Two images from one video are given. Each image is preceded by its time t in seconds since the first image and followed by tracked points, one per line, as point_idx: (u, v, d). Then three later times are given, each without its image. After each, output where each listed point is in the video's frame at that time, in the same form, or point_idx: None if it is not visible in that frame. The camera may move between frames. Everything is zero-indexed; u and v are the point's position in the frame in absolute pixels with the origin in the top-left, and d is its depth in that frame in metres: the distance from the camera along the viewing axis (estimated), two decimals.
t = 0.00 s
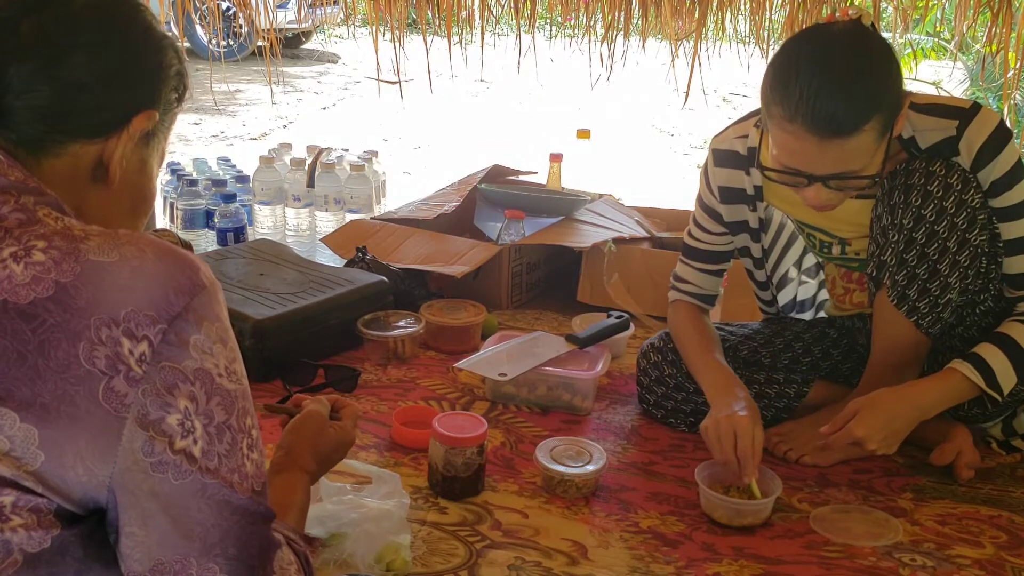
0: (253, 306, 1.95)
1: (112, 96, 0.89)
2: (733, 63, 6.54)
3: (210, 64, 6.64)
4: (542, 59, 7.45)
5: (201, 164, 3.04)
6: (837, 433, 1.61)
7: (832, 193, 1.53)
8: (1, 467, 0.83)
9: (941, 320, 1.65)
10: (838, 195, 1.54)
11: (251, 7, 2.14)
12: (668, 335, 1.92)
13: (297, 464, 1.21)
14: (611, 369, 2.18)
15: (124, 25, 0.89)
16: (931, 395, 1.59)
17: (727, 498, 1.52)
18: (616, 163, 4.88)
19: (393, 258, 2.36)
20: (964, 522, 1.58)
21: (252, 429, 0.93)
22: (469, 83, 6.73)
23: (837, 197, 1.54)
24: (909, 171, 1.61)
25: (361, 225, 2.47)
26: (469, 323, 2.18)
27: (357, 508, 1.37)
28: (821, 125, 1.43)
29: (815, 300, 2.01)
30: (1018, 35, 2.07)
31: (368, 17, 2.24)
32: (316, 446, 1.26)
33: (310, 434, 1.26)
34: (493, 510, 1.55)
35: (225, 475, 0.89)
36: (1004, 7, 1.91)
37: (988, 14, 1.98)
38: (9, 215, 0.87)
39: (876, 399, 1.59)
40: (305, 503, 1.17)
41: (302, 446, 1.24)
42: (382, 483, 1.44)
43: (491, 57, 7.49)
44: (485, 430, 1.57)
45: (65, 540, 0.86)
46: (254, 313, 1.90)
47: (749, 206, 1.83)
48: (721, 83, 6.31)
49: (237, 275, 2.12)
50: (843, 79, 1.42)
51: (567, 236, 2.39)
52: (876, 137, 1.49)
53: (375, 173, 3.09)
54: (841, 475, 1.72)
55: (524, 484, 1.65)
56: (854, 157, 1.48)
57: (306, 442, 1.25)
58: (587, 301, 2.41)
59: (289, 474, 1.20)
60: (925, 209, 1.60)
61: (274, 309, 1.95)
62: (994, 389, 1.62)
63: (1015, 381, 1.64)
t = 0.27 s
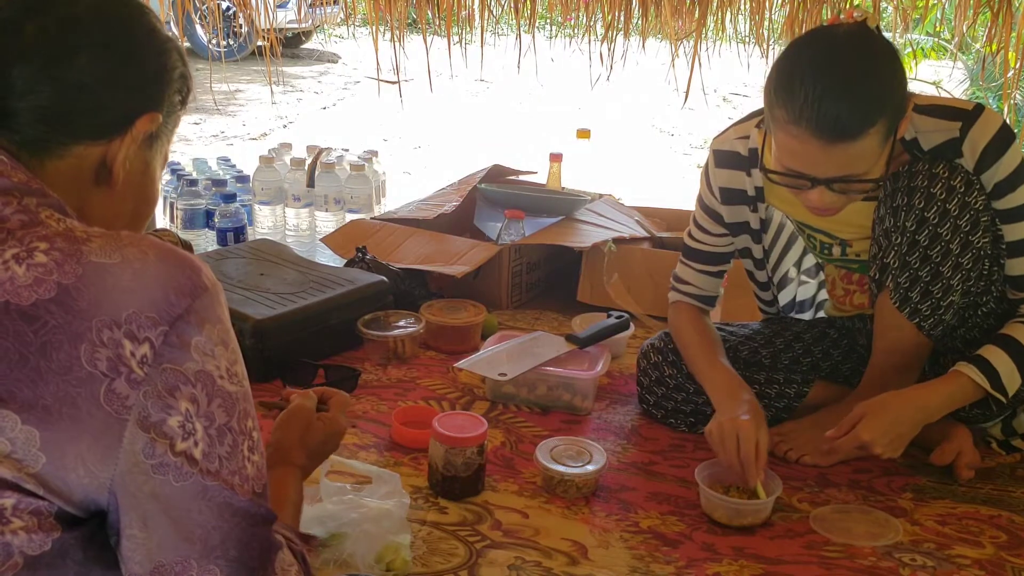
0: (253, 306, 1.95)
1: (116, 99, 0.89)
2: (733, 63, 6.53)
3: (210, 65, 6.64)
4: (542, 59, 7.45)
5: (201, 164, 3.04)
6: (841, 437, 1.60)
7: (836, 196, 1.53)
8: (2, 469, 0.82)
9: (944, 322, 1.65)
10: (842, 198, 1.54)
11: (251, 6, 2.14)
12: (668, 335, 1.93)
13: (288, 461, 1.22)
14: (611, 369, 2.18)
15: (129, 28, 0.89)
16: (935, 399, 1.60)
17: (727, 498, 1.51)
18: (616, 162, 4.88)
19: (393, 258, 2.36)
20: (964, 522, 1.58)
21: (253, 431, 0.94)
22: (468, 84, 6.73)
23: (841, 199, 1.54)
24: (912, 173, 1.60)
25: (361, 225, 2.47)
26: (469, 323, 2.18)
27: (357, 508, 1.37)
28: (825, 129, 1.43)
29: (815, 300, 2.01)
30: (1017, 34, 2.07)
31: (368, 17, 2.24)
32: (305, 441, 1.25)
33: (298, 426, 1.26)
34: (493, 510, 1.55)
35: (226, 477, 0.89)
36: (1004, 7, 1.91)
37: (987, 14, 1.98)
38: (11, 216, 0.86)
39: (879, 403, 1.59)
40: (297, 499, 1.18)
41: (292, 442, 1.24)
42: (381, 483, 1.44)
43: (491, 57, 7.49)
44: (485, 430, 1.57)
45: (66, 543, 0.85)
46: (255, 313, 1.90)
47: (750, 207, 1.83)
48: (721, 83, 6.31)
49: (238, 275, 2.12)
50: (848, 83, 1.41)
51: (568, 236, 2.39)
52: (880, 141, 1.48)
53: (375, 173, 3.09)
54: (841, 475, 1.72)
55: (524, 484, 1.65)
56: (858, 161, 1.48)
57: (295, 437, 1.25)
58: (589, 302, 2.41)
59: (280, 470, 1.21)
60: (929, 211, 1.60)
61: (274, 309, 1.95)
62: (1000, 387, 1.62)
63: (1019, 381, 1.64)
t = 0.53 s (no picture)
0: (253, 307, 1.95)
1: (116, 99, 0.90)
2: (733, 63, 6.53)
3: (210, 65, 6.64)
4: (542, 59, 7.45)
5: (202, 164, 3.04)
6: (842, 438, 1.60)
7: (833, 195, 1.53)
8: (1, 471, 0.83)
9: (944, 323, 1.64)
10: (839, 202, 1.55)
11: (251, 6, 2.14)
12: (668, 335, 1.93)
13: (283, 455, 1.23)
14: (611, 369, 2.18)
15: (130, 28, 0.89)
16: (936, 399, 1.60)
17: (727, 498, 1.52)
18: (616, 162, 4.88)
19: (393, 258, 2.36)
20: (964, 522, 1.58)
21: (252, 433, 0.94)
22: (468, 84, 6.73)
23: (838, 199, 1.54)
24: (911, 173, 1.61)
25: (361, 225, 2.47)
26: (469, 323, 2.18)
27: (357, 508, 1.37)
28: (822, 127, 1.43)
29: (814, 300, 2.02)
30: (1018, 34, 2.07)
31: (368, 17, 2.24)
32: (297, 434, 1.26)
33: (289, 419, 1.26)
34: (493, 510, 1.55)
35: (224, 479, 0.89)
36: (1004, 7, 1.91)
37: (988, 14, 1.98)
38: (11, 217, 0.87)
39: (880, 404, 1.59)
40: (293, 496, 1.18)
41: (283, 435, 1.24)
42: (381, 482, 1.43)
43: (491, 58, 7.49)
44: (485, 430, 1.57)
45: (64, 544, 0.86)
46: (255, 313, 1.91)
47: (750, 207, 1.83)
48: (721, 83, 6.31)
49: (238, 275, 2.12)
50: (847, 81, 1.41)
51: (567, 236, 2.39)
52: (878, 140, 1.48)
53: (375, 173, 3.09)
54: (841, 476, 1.72)
55: (524, 484, 1.65)
56: (856, 160, 1.48)
57: (286, 429, 1.25)
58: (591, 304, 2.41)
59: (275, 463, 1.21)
60: (928, 212, 1.60)
61: (274, 309, 1.95)
62: (999, 387, 1.62)
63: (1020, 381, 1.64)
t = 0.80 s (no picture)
0: (254, 307, 1.95)
1: (117, 99, 0.89)
2: (733, 63, 6.52)
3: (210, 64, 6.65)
4: (542, 59, 7.44)
5: (202, 164, 3.04)
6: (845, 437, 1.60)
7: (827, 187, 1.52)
8: (1, 472, 0.83)
9: (944, 322, 1.64)
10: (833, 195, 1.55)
11: (251, 7, 2.14)
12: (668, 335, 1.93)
13: (281, 450, 1.22)
14: (611, 369, 2.18)
15: (130, 29, 0.89)
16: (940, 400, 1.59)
17: (727, 498, 1.52)
18: (616, 162, 4.88)
19: (393, 258, 2.36)
20: (964, 522, 1.58)
21: (252, 434, 0.93)
22: (468, 84, 6.73)
23: (831, 192, 1.53)
24: (912, 173, 1.61)
25: (361, 225, 2.47)
26: (469, 323, 2.18)
27: (357, 508, 1.36)
28: (817, 111, 1.43)
29: (815, 300, 1.99)
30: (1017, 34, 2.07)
31: (368, 17, 2.24)
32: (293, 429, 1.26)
33: (283, 415, 1.26)
34: (493, 510, 1.55)
35: (225, 480, 0.89)
36: (1003, 7, 1.91)
37: (988, 14, 1.98)
38: (12, 217, 0.87)
39: (881, 404, 1.60)
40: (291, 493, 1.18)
41: (278, 429, 1.24)
42: (382, 482, 1.43)
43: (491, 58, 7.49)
44: (485, 430, 1.58)
45: (65, 545, 0.86)
46: (255, 313, 1.91)
47: (751, 207, 1.82)
48: (721, 83, 6.31)
49: (238, 275, 2.12)
50: (843, 66, 1.42)
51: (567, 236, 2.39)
52: (874, 131, 1.48)
53: (375, 173, 3.09)
54: (841, 476, 1.72)
55: (524, 484, 1.65)
56: (851, 150, 1.48)
57: (282, 424, 1.25)
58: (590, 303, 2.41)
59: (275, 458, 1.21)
60: (929, 211, 1.60)
61: (274, 309, 1.95)
62: (1001, 385, 1.62)
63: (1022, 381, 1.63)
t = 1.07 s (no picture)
0: (254, 307, 1.95)
1: (118, 99, 0.90)
2: (733, 63, 6.52)
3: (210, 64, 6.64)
4: (543, 59, 7.44)
5: (202, 164, 3.04)
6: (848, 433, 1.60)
7: (820, 164, 1.53)
8: (1, 473, 0.83)
9: (947, 320, 1.64)
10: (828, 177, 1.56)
11: (252, 7, 2.14)
12: (668, 335, 1.93)
13: (280, 449, 1.22)
14: (611, 369, 2.18)
15: (131, 29, 0.89)
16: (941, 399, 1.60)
17: (727, 498, 1.52)
18: (616, 162, 4.88)
19: (393, 258, 2.36)
20: (963, 522, 1.58)
21: (252, 435, 0.93)
22: (468, 84, 6.73)
23: (824, 171, 1.54)
24: (917, 170, 1.62)
25: (361, 225, 2.47)
26: (469, 323, 2.18)
27: (357, 508, 1.36)
28: (812, 79, 1.44)
29: (822, 298, 2.00)
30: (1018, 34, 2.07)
31: (368, 17, 2.24)
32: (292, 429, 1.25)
33: (281, 415, 1.25)
34: (493, 510, 1.55)
35: (224, 481, 0.89)
36: (1004, 6, 1.91)
37: (988, 14, 1.98)
38: (12, 218, 0.87)
39: (884, 401, 1.60)
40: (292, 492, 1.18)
41: (277, 429, 1.24)
42: (382, 482, 1.43)
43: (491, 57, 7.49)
44: (485, 430, 1.58)
45: (65, 546, 0.86)
46: (255, 313, 1.91)
47: (757, 201, 1.85)
48: (721, 83, 6.30)
49: (238, 275, 2.12)
50: (840, 37, 1.44)
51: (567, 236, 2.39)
52: (868, 107, 1.48)
53: (375, 173, 3.09)
54: (841, 476, 1.72)
55: (524, 484, 1.65)
56: (843, 125, 1.48)
57: (281, 424, 1.25)
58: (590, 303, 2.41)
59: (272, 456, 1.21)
60: (934, 207, 1.60)
61: (274, 309, 1.95)
62: (1002, 383, 1.62)
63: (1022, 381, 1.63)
